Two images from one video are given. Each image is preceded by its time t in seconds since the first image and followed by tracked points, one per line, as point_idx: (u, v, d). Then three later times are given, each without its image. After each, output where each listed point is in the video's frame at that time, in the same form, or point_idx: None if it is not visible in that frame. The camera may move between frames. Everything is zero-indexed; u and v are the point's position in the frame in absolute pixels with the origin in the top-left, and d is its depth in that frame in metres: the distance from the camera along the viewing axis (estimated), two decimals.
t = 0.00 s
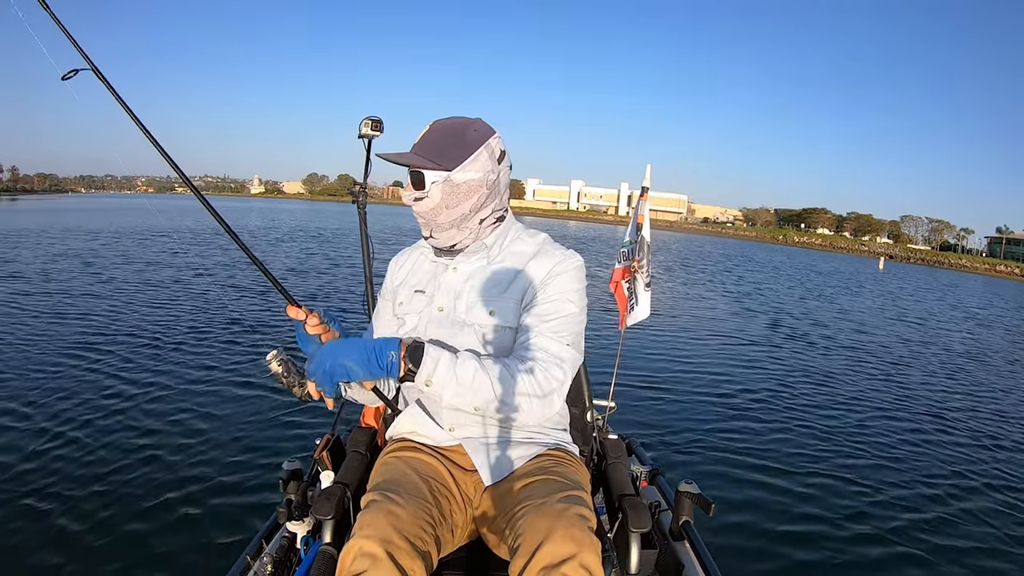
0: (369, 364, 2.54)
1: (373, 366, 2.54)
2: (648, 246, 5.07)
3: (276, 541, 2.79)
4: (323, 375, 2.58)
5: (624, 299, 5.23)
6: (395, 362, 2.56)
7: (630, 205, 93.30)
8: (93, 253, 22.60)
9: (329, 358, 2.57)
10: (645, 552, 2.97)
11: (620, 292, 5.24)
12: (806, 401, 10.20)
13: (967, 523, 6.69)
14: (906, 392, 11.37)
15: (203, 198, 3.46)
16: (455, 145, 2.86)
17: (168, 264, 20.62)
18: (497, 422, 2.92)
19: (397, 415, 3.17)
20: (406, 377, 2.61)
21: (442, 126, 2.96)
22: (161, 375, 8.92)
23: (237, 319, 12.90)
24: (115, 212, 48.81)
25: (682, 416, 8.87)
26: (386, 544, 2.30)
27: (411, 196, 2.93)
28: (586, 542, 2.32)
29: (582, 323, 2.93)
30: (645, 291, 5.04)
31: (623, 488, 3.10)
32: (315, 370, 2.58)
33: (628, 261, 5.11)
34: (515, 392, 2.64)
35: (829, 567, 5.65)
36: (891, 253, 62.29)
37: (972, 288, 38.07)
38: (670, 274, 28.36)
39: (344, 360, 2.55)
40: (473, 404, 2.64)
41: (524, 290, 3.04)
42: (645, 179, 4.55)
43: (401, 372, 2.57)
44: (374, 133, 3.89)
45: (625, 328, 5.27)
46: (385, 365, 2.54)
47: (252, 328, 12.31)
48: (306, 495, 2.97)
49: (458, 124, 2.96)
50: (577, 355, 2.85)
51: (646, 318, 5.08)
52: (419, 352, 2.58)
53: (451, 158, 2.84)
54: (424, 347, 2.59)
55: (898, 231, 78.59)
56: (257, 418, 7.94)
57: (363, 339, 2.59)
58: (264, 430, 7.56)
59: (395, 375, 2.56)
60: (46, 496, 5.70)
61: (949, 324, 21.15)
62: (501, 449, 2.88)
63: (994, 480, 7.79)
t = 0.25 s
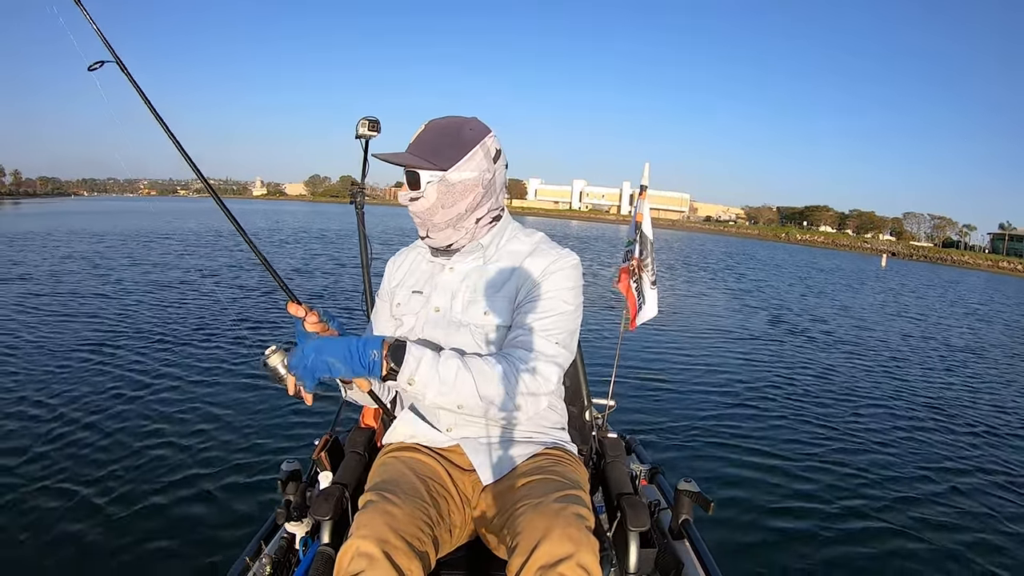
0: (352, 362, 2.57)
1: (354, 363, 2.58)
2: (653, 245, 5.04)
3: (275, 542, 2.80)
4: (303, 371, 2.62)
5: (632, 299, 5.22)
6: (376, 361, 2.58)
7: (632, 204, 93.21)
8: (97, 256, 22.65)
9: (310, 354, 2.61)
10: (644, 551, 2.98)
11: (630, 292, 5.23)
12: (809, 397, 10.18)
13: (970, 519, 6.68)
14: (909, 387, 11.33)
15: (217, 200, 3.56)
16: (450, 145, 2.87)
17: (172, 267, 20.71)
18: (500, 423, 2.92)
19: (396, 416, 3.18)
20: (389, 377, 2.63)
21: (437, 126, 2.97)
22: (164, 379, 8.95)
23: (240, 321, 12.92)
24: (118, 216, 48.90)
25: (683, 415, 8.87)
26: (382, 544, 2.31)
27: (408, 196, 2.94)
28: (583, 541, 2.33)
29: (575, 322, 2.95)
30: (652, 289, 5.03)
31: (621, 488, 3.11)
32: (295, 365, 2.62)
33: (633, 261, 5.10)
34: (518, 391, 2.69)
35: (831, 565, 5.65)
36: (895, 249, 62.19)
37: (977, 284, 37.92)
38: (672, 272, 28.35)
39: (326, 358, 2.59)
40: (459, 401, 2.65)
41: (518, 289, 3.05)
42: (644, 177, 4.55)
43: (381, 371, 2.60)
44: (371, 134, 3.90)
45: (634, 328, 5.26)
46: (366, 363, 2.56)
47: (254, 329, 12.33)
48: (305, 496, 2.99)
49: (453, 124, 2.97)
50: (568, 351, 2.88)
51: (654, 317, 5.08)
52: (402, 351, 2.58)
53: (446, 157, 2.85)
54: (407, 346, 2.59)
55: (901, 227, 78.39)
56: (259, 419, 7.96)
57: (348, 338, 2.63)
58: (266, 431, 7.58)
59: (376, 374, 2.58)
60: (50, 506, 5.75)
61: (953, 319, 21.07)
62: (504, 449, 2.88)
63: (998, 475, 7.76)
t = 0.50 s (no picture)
0: (350, 368, 2.55)
1: (353, 369, 2.55)
2: (654, 245, 5.00)
3: (284, 545, 2.79)
4: (300, 377, 2.54)
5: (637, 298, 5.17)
6: (374, 366, 2.57)
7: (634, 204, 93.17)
8: (100, 258, 22.69)
9: (308, 360, 2.54)
10: (653, 549, 2.96)
11: (635, 291, 5.20)
12: (813, 395, 10.15)
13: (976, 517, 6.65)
14: (914, 385, 11.29)
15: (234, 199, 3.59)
16: (454, 145, 2.86)
17: (175, 268, 20.73)
18: (506, 423, 2.90)
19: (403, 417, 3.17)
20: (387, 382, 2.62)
21: (441, 126, 2.95)
22: (166, 381, 8.96)
23: (243, 322, 12.92)
24: (121, 218, 48.98)
25: (687, 414, 8.84)
26: (393, 546, 2.30)
27: (412, 197, 2.92)
28: (594, 539, 2.32)
29: (578, 320, 2.94)
30: (654, 288, 4.94)
31: (629, 486, 3.09)
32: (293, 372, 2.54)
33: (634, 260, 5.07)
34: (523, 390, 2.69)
35: (837, 564, 5.63)
36: (897, 248, 62.10)
37: (980, 282, 37.83)
38: (674, 271, 28.32)
39: (325, 363, 2.54)
40: (458, 401, 2.62)
41: (522, 288, 3.03)
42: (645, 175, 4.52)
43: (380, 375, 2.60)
44: (373, 135, 3.88)
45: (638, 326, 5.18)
46: (366, 368, 2.55)
47: (257, 330, 12.34)
48: (313, 498, 2.98)
49: (457, 124, 2.95)
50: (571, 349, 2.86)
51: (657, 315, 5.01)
52: (399, 355, 2.58)
53: (450, 157, 2.83)
54: (404, 349, 2.60)
55: (904, 226, 78.26)
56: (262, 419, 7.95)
57: (344, 346, 2.61)
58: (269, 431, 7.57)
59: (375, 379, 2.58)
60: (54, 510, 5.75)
61: (957, 317, 21.01)
62: (511, 449, 2.86)
63: (1004, 472, 7.72)
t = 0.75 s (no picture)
0: (341, 393, 2.59)
1: (346, 393, 2.60)
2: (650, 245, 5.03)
3: (286, 546, 2.79)
4: (297, 410, 2.60)
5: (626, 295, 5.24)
6: (366, 387, 2.61)
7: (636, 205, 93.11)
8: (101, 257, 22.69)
9: (300, 393, 2.59)
10: (656, 549, 2.95)
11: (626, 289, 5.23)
12: (814, 398, 10.14)
13: (977, 520, 6.63)
14: (915, 387, 11.28)
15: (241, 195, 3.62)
16: (451, 146, 2.85)
17: (176, 268, 20.77)
18: (508, 423, 2.87)
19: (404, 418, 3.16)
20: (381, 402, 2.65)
21: (439, 127, 2.95)
22: (167, 380, 8.97)
23: (244, 322, 12.93)
24: (123, 216, 49.00)
25: (688, 416, 8.83)
26: (395, 547, 2.30)
27: (410, 198, 2.92)
28: (596, 539, 2.31)
29: (577, 319, 2.94)
30: (642, 288, 5.03)
31: (631, 486, 3.09)
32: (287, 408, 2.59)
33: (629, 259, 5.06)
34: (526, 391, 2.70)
35: (838, 566, 5.61)
36: (899, 251, 62.04)
37: (982, 285, 37.78)
38: (675, 272, 28.31)
39: (318, 393, 2.60)
40: (455, 409, 2.63)
41: (520, 289, 3.03)
42: (646, 175, 4.53)
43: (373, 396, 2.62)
44: (373, 136, 3.87)
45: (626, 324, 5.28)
46: (358, 390, 2.59)
47: (258, 329, 12.35)
48: (315, 499, 2.97)
49: (454, 125, 2.95)
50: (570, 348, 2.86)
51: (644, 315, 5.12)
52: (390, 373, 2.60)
53: (448, 158, 2.83)
54: (394, 365, 2.61)
55: (906, 228, 78.19)
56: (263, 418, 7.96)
57: (333, 371, 2.64)
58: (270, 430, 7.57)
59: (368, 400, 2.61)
60: (54, 511, 5.75)
61: (958, 319, 21.00)
62: (513, 449, 2.86)
63: (1005, 476, 7.71)
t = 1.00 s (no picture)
0: (352, 402, 2.67)
1: (357, 402, 2.67)
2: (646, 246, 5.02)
3: (286, 546, 2.79)
4: (312, 425, 2.70)
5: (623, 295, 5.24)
6: (376, 393, 2.68)
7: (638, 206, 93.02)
8: (103, 256, 22.70)
9: (313, 408, 2.69)
10: (656, 549, 2.94)
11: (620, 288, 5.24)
12: (815, 398, 10.11)
13: (978, 521, 6.61)
14: (917, 388, 11.24)
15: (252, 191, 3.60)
16: (447, 146, 2.85)
17: (177, 267, 20.79)
18: (511, 424, 2.86)
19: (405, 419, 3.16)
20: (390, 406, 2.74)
21: (435, 128, 2.94)
22: (168, 379, 8.98)
23: (244, 320, 12.93)
24: (126, 214, 49.04)
25: (689, 416, 8.81)
26: (394, 547, 2.30)
27: (406, 198, 2.91)
28: (596, 540, 2.31)
29: (578, 319, 2.94)
30: (642, 288, 5.04)
31: (631, 485, 3.08)
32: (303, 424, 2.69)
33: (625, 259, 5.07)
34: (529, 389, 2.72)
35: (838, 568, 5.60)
36: (901, 252, 61.92)
37: (985, 287, 37.67)
38: (676, 273, 28.27)
39: (329, 405, 2.68)
40: (464, 413, 2.66)
41: (520, 290, 3.04)
42: (645, 175, 4.53)
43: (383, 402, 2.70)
44: (373, 136, 3.87)
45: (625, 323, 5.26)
46: (368, 397, 2.67)
47: (258, 328, 12.34)
48: (316, 499, 2.97)
49: (449, 125, 2.94)
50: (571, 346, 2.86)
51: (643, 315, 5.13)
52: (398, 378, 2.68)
53: (443, 159, 2.83)
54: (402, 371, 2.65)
55: (909, 230, 78.02)
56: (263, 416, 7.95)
57: (341, 382, 2.72)
58: (270, 429, 7.57)
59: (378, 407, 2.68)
60: (54, 510, 5.75)
61: (960, 321, 20.95)
62: (514, 448, 2.85)
63: (1007, 477, 7.68)
